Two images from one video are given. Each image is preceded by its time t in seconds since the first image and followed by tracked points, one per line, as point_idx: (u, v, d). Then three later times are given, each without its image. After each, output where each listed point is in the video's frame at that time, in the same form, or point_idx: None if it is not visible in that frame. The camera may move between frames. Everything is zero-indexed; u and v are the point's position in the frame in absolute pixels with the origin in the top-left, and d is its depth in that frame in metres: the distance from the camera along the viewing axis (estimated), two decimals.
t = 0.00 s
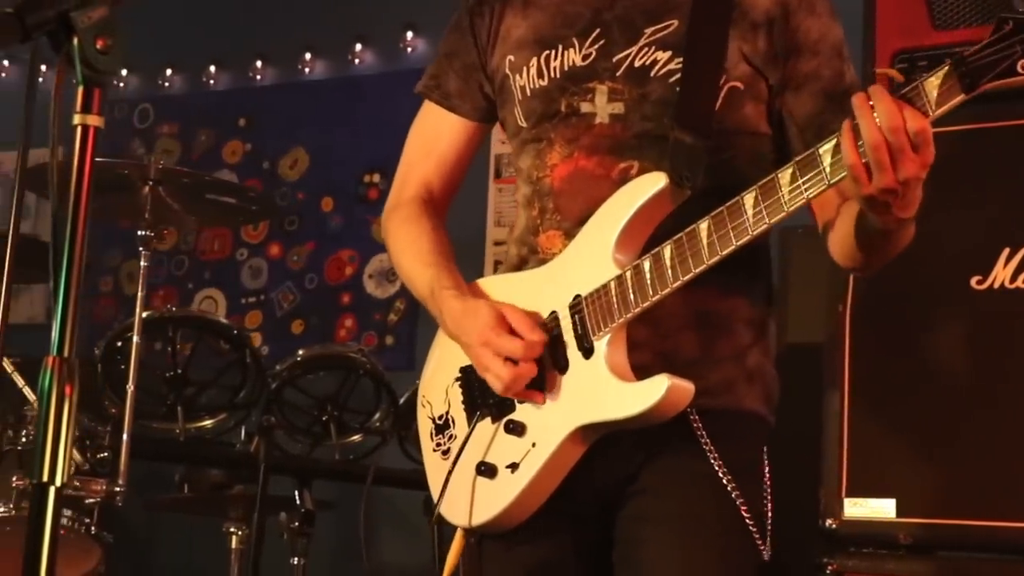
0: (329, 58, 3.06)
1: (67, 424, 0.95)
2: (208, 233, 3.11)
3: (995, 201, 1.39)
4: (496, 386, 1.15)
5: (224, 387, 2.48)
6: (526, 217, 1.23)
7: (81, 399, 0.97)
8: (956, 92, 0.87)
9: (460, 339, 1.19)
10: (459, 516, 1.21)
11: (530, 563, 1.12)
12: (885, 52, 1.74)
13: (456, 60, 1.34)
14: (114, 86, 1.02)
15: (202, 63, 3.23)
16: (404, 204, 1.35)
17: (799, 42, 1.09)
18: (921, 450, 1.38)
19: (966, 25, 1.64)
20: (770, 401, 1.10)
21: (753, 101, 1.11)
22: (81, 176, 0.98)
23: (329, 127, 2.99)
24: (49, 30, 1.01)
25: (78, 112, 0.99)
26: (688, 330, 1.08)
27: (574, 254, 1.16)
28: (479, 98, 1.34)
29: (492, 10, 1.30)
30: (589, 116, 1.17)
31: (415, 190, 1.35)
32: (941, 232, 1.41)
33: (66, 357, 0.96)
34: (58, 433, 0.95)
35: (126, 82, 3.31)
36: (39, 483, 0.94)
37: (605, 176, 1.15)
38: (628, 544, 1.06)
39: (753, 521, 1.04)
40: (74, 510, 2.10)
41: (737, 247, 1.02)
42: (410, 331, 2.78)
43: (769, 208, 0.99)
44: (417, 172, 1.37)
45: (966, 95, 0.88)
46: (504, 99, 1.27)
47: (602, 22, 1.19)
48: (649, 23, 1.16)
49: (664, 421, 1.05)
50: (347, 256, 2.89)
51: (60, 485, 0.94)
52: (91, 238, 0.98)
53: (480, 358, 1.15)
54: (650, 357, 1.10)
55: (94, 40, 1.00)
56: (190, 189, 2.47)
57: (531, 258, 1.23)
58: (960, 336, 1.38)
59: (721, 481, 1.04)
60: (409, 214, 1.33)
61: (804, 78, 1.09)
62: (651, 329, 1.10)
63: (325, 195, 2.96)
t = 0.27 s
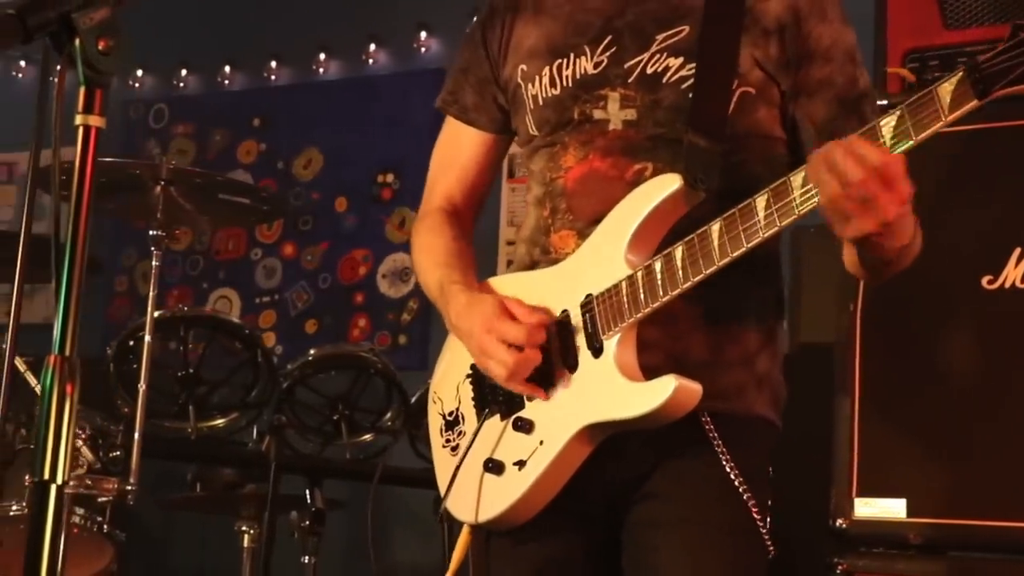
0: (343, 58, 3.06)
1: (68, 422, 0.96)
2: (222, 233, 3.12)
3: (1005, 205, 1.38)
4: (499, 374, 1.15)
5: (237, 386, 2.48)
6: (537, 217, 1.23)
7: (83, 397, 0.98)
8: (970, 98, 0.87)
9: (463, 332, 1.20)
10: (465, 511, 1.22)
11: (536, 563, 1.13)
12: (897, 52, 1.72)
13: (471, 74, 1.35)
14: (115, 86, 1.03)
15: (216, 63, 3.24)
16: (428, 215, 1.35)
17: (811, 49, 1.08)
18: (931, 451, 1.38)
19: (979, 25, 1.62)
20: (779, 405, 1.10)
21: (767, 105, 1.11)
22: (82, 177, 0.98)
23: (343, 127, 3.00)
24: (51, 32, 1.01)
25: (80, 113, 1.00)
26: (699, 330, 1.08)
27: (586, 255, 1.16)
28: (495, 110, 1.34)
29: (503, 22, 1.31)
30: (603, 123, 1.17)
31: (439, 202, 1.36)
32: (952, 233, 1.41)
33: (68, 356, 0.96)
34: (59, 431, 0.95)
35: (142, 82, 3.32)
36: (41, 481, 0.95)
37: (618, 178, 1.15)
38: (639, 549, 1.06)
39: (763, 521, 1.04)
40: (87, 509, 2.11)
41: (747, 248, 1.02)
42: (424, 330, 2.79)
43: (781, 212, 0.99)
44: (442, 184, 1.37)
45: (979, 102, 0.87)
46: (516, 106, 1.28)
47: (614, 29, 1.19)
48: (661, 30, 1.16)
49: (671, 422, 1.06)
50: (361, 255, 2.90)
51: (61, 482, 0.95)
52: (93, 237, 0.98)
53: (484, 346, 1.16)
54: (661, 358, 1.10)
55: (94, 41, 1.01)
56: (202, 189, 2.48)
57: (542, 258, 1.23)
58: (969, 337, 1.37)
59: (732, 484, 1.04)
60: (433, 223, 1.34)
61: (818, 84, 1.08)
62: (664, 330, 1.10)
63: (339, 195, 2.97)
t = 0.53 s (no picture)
0: (356, 58, 3.07)
1: (68, 421, 0.96)
2: (235, 233, 3.12)
3: (1012, 203, 1.38)
4: (505, 365, 1.17)
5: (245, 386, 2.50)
6: (539, 215, 1.24)
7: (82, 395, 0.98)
8: (957, 80, 0.87)
9: (467, 329, 1.21)
10: (475, 512, 1.22)
11: (541, 560, 1.13)
12: (906, 52, 1.71)
13: (475, 69, 1.35)
14: (116, 86, 1.03)
15: (229, 63, 3.25)
16: (432, 213, 1.36)
17: (812, 46, 1.08)
18: (932, 448, 1.38)
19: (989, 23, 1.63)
20: (783, 402, 1.10)
21: (768, 101, 1.11)
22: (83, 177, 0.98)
23: (355, 127, 3.01)
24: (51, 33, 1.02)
25: (80, 112, 1.00)
26: (701, 329, 1.08)
27: (586, 249, 1.16)
28: (499, 106, 1.34)
29: (509, 18, 1.31)
30: (606, 119, 1.17)
31: (443, 200, 1.36)
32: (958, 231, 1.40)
33: (67, 354, 0.97)
34: (58, 429, 0.96)
35: (155, 82, 3.32)
36: (40, 478, 0.95)
37: (619, 174, 1.15)
38: (642, 543, 1.07)
39: (766, 517, 1.03)
40: (98, 507, 2.12)
41: (744, 239, 1.01)
42: (436, 330, 2.80)
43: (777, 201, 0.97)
44: (447, 180, 1.37)
45: (966, 83, 0.87)
46: (520, 102, 1.28)
47: (617, 25, 1.19)
48: (664, 25, 1.17)
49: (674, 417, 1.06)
50: (373, 255, 2.91)
51: (61, 480, 0.95)
52: (92, 236, 0.98)
53: (487, 340, 1.17)
54: (663, 355, 1.10)
55: (95, 42, 1.02)
56: (212, 189, 2.49)
57: (544, 257, 1.23)
58: (975, 336, 1.37)
59: (736, 480, 1.04)
60: (436, 221, 1.34)
61: (818, 81, 1.07)
62: (666, 327, 1.10)
63: (351, 195, 2.97)
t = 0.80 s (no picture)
0: (368, 58, 3.08)
1: (68, 419, 0.97)
2: (248, 233, 3.13)
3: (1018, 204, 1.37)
4: (505, 359, 1.17)
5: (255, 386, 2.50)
6: (542, 217, 1.24)
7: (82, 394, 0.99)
8: (957, 85, 0.87)
9: (466, 327, 1.22)
10: (477, 511, 1.22)
11: (543, 560, 1.13)
12: (914, 51, 1.69)
13: (480, 71, 1.35)
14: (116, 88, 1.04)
15: (242, 64, 3.26)
16: (439, 215, 1.36)
17: (815, 47, 1.08)
18: (937, 448, 1.38)
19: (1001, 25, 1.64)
20: (785, 403, 1.09)
21: (770, 103, 1.11)
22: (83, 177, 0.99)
23: (367, 127, 3.01)
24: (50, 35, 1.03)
25: (81, 113, 1.01)
26: (704, 331, 1.08)
27: (589, 251, 1.17)
28: (504, 108, 1.34)
29: (513, 21, 1.31)
30: (607, 120, 1.17)
31: (449, 202, 1.37)
32: (964, 233, 1.40)
33: (68, 353, 0.98)
34: (58, 428, 0.97)
35: (169, 82, 3.33)
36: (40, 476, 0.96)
37: (621, 176, 1.15)
38: (643, 544, 1.07)
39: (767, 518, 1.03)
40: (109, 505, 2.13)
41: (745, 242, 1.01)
42: (447, 330, 2.80)
43: (778, 204, 0.98)
44: (455, 182, 1.38)
45: (967, 88, 0.87)
46: (524, 105, 1.28)
47: (620, 27, 1.19)
48: (666, 28, 1.17)
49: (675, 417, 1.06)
50: (384, 255, 2.91)
51: (60, 478, 0.96)
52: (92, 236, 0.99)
53: (484, 338, 1.18)
54: (664, 356, 1.10)
55: (95, 43, 1.02)
56: (222, 188, 2.50)
57: (546, 259, 1.23)
58: (982, 337, 1.37)
59: (736, 482, 1.04)
60: (443, 224, 1.35)
61: (821, 83, 1.07)
62: (666, 329, 1.10)
63: (363, 195, 2.98)
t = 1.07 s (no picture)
0: (377, 59, 3.08)
1: (64, 418, 0.98)
2: (257, 233, 3.14)
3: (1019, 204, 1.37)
4: (501, 357, 1.19)
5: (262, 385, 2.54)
6: (543, 219, 1.24)
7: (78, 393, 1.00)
8: (948, 91, 0.87)
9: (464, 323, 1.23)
10: (477, 511, 1.22)
11: (543, 560, 1.13)
12: (921, 53, 1.71)
13: (478, 72, 1.35)
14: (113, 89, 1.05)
15: (252, 64, 3.27)
16: (439, 216, 1.36)
17: (811, 47, 1.08)
18: (938, 448, 1.38)
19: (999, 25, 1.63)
20: (784, 403, 1.09)
21: (766, 104, 1.11)
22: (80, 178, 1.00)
23: (376, 127, 3.02)
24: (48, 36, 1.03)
25: (78, 114, 1.01)
26: (700, 330, 1.08)
27: (587, 252, 1.17)
28: (502, 110, 1.35)
29: (510, 21, 1.31)
30: (604, 121, 1.17)
31: (450, 202, 1.37)
32: (965, 234, 1.40)
33: (64, 353, 0.98)
34: (55, 428, 0.97)
35: (179, 83, 3.34)
36: (36, 475, 0.97)
37: (618, 179, 1.16)
38: (639, 543, 1.07)
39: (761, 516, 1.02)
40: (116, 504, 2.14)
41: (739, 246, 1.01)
42: (455, 330, 2.80)
43: (769, 207, 0.98)
44: (455, 184, 1.38)
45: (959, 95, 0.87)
46: (522, 106, 1.28)
47: (616, 28, 1.19)
48: (662, 29, 1.17)
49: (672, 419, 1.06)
50: (393, 255, 2.92)
51: (57, 476, 0.97)
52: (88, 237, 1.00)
53: (483, 335, 1.20)
54: (661, 358, 1.10)
55: (93, 44, 1.03)
56: (229, 189, 2.50)
57: (547, 260, 1.24)
58: (984, 338, 1.37)
59: (731, 480, 1.03)
60: (444, 225, 1.35)
61: (817, 82, 1.06)
62: (663, 330, 1.11)
63: (372, 195, 2.99)
